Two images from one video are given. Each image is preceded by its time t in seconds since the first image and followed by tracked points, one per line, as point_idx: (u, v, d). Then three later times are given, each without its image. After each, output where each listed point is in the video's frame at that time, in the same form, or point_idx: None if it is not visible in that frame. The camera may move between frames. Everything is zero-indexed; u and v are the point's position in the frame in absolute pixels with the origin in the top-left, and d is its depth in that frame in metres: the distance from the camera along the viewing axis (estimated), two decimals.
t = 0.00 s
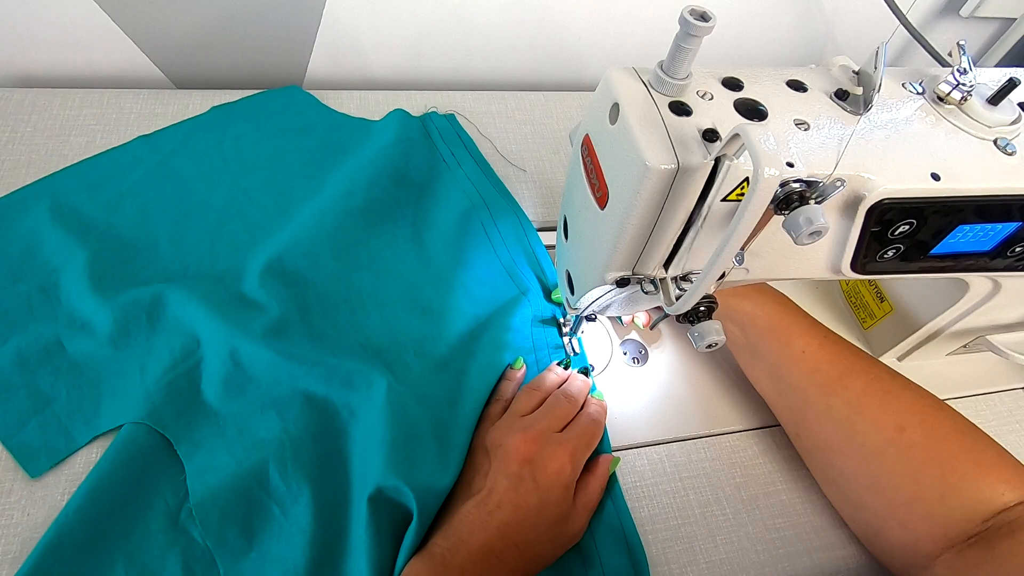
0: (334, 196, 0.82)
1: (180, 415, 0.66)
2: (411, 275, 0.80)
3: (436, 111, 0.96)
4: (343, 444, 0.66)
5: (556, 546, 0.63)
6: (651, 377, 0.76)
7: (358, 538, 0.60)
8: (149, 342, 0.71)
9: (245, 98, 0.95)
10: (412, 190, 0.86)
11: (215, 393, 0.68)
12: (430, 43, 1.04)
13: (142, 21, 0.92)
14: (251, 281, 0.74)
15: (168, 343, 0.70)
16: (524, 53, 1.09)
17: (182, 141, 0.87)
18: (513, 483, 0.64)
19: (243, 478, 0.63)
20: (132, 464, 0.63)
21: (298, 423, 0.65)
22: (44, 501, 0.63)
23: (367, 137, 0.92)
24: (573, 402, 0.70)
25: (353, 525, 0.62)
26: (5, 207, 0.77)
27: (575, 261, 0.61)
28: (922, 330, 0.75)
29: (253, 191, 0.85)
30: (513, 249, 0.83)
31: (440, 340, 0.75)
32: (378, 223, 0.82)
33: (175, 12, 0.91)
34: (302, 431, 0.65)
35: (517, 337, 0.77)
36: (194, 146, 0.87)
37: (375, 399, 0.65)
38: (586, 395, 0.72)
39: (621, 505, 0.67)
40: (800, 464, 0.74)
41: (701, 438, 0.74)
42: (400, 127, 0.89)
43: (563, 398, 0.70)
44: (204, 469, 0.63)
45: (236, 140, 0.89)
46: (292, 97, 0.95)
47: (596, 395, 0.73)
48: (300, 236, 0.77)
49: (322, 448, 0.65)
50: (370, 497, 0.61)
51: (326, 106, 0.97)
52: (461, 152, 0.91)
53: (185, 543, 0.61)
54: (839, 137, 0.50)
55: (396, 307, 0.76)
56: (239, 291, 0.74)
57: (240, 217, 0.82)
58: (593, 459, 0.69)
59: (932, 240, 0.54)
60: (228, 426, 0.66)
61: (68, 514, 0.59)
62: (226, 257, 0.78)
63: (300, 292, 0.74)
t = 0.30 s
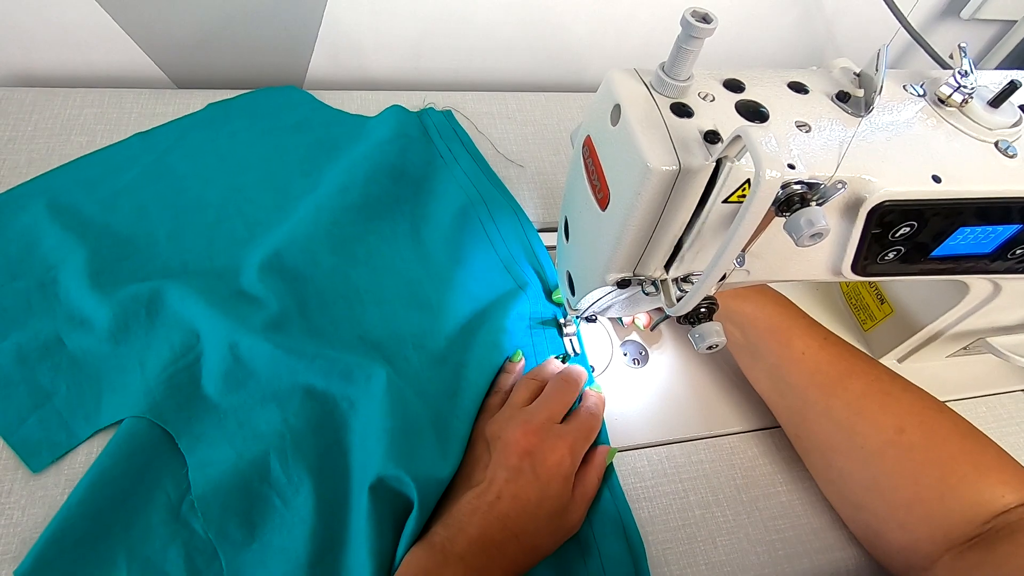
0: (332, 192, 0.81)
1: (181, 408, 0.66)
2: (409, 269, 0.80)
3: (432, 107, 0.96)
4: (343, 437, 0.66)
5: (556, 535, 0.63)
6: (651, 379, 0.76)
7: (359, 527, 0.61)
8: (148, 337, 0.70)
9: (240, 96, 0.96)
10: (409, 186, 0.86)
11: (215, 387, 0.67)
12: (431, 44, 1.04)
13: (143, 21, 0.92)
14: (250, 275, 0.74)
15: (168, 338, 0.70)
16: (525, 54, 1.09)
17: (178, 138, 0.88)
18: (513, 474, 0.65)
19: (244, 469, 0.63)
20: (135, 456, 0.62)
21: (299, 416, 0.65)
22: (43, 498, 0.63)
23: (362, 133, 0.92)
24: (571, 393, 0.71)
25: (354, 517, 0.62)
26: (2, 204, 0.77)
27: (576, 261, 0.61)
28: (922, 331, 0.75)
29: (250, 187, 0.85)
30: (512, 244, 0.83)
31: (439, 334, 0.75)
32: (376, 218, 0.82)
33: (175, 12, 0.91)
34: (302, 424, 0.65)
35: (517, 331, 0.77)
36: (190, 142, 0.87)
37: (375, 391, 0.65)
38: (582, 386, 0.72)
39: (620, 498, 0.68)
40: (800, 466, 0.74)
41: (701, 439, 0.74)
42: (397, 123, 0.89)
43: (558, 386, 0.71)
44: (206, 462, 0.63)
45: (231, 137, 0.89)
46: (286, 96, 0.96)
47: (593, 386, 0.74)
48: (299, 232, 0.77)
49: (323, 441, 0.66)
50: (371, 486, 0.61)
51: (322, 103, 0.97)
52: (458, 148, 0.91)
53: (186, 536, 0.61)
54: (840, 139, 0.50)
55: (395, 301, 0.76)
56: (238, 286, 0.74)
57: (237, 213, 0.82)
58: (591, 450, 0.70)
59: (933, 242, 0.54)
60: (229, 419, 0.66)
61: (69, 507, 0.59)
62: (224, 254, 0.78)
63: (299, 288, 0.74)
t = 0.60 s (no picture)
0: (330, 188, 0.82)
1: (181, 402, 0.66)
2: (408, 264, 0.80)
3: (429, 104, 0.96)
4: (343, 430, 0.66)
5: (554, 524, 0.63)
6: (653, 380, 0.76)
7: (359, 516, 0.61)
8: (148, 332, 0.70)
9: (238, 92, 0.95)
10: (407, 181, 0.86)
11: (216, 380, 0.67)
12: (432, 44, 1.04)
13: (143, 20, 0.92)
14: (249, 270, 0.74)
15: (168, 333, 0.70)
16: (526, 55, 1.09)
17: (176, 134, 0.87)
18: (513, 465, 0.65)
19: (246, 462, 0.63)
20: (137, 450, 0.63)
21: (299, 409, 0.65)
22: (41, 495, 0.62)
23: (359, 128, 0.92)
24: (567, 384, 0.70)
25: (354, 507, 0.62)
26: None
27: (579, 264, 0.61)
28: (924, 334, 0.75)
29: (249, 183, 0.85)
30: (511, 240, 0.82)
31: (438, 327, 0.75)
32: (375, 214, 0.82)
33: (177, 11, 0.91)
34: (304, 417, 0.65)
35: (514, 325, 0.77)
36: (188, 138, 0.87)
37: (376, 384, 0.66)
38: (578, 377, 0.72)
39: (618, 488, 0.68)
40: (801, 469, 0.74)
41: (703, 442, 0.74)
42: (395, 120, 0.89)
43: (555, 374, 0.70)
44: (208, 456, 0.63)
45: (229, 133, 0.89)
46: (282, 93, 0.95)
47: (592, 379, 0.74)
48: (298, 226, 0.78)
49: (323, 433, 0.65)
50: (373, 475, 0.62)
51: (317, 99, 0.97)
52: (455, 142, 0.91)
53: (188, 529, 0.61)
54: (844, 142, 0.50)
55: (394, 294, 0.76)
56: (237, 282, 0.75)
57: (236, 209, 0.82)
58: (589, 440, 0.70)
59: (936, 245, 0.54)
60: (230, 413, 0.66)
61: (71, 500, 0.59)
62: (223, 250, 0.79)
63: (299, 283, 0.74)
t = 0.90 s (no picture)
0: (326, 184, 0.82)
1: (178, 396, 0.66)
2: (402, 259, 0.80)
3: (424, 102, 0.97)
4: (339, 423, 0.66)
5: (546, 516, 0.64)
6: (648, 383, 0.76)
7: (354, 506, 0.62)
8: (144, 329, 0.70)
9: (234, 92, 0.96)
10: (402, 177, 0.87)
11: (211, 375, 0.67)
12: (430, 46, 1.04)
13: (141, 22, 0.92)
14: (244, 267, 0.74)
15: (164, 328, 0.70)
16: (524, 57, 1.10)
17: (170, 133, 0.87)
18: (505, 456, 0.65)
19: (242, 456, 0.63)
20: (133, 443, 0.63)
21: (295, 403, 0.66)
22: (36, 493, 0.62)
23: (355, 125, 0.92)
24: (560, 377, 0.70)
25: (349, 496, 0.63)
26: None
27: (574, 267, 0.61)
28: (919, 337, 0.75)
29: (243, 180, 0.85)
30: (507, 237, 0.83)
31: (432, 321, 0.75)
32: (369, 210, 0.83)
33: (174, 13, 0.91)
34: (300, 411, 0.65)
35: (508, 320, 0.77)
36: (183, 136, 0.87)
37: (372, 377, 0.66)
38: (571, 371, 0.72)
39: (609, 479, 0.68)
40: (796, 471, 0.74)
41: (698, 444, 0.74)
42: (389, 117, 0.90)
43: (547, 366, 0.70)
44: (205, 449, 0.64)
45: (224, 131, 0.89)
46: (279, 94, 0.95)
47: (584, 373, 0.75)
48: (293, 222, 0.78)
49: (319, 427, 0.66)
50: (367, 466, 0.62)
51: (311, 98, 0.97)
52: (450, 141, 0.92)
53: (186, 521, 0.61)
54: (837, 147, 0.50)
55: (388, 290, 0.77)
56: (231, 277, 0.74)
57: (231, 206, 0.83)
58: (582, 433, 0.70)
59: (930, 249, 0.54)
60: (225, 408, 0.66)
61: (69, 494, 0.60)
62: (218, 246, 0.79)
63: (294, 278, 0.75)
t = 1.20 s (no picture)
0: (325, 179, 0.84)
1: (179, 387, 0.67)
2: (400, 253, 0.82)
3: (425, 99, 0.97)
4: (337, 411, 0.67)
5: (536, 506, 0.63)
6: (648, 387, 0.76)
7: (350, 488, 0.62)
8: (144, 321, 0.71)
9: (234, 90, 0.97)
10: (400, 172, 0.88)
11: (212, 365, 0.69)
12: (429, 49, 1.05)
13: (141, 24, 0.92)
14: (244, 258, 0.76)
15: (165, 318, 0.70)
16: (523, 59, 1.10)
17: (169, 128, 0.87)
18: (498, 445, 0.65)
19: (241, 444, 0.64)
20: (133, 431, 0.63)
21: (294, 392, 0.67)
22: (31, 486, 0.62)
23: (354, 118, 0.92)
24: (557, 367, 0.70)
25: (347, 481, 0.62)
26: None
27: (574, 270, 0.61)
28: (918, 340, 0.76)
29: (242, 174, 0.85)
30: (506, 233, 0.83)
31: (430, 312, 0.76)
32: (367, 206, 0.84)
33: (174, 15, 0.91)
34: (300, 400, 0.67)
35: (506, 314, 0.77)
36: (182, 130, 0.87)
37: (371, 367, 0.66)
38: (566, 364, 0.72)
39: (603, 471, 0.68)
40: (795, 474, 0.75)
41: (698, 447, 0.74)
42: (389, 114, 0.91)
43: (543, 357, 0.70)
44: (205, 437, 0.64)
45: (223, 125, 0.89)
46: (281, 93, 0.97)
47: (581, 368, 0.74)
48: (293, 215, 0.80)
49: (317, 415, 0.66)
50: (364, 451, 0.62)
51: (312, 95, 0.98)
52: (450, 136, 0.92)
53: (186, 508, 0.61)
54: (837, 151, 0.50)
55: (386, 282, 0.79)
56: (232, 269, 0.76)
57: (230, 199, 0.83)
58: (577, 429, 0.70)
59: (929, 252, 0.54)
60: (225, 397, 0.67)
61: (70, 479, 0.60)
62: (218, 239, 0.80)
63: (294, 270, 0.77)
